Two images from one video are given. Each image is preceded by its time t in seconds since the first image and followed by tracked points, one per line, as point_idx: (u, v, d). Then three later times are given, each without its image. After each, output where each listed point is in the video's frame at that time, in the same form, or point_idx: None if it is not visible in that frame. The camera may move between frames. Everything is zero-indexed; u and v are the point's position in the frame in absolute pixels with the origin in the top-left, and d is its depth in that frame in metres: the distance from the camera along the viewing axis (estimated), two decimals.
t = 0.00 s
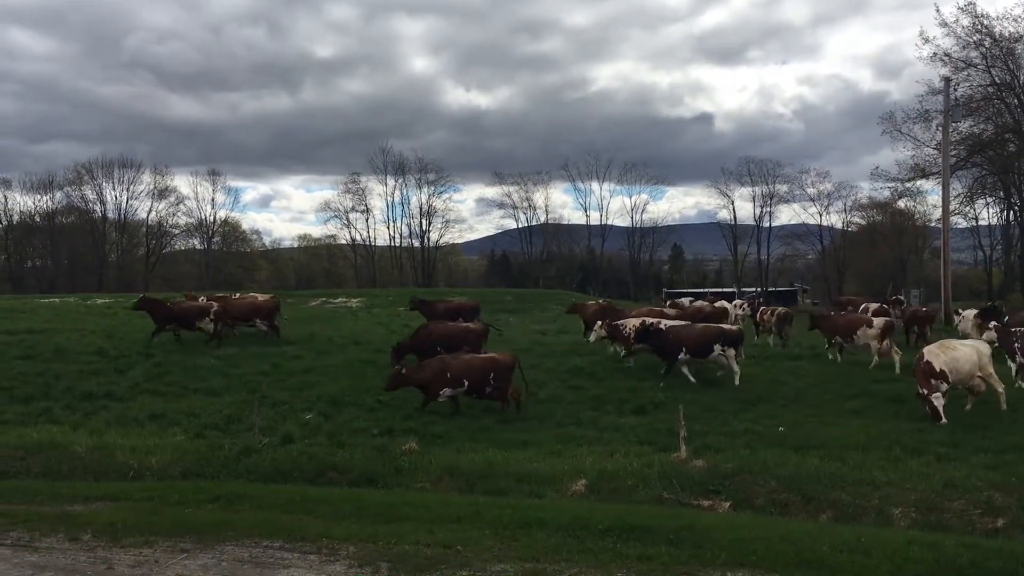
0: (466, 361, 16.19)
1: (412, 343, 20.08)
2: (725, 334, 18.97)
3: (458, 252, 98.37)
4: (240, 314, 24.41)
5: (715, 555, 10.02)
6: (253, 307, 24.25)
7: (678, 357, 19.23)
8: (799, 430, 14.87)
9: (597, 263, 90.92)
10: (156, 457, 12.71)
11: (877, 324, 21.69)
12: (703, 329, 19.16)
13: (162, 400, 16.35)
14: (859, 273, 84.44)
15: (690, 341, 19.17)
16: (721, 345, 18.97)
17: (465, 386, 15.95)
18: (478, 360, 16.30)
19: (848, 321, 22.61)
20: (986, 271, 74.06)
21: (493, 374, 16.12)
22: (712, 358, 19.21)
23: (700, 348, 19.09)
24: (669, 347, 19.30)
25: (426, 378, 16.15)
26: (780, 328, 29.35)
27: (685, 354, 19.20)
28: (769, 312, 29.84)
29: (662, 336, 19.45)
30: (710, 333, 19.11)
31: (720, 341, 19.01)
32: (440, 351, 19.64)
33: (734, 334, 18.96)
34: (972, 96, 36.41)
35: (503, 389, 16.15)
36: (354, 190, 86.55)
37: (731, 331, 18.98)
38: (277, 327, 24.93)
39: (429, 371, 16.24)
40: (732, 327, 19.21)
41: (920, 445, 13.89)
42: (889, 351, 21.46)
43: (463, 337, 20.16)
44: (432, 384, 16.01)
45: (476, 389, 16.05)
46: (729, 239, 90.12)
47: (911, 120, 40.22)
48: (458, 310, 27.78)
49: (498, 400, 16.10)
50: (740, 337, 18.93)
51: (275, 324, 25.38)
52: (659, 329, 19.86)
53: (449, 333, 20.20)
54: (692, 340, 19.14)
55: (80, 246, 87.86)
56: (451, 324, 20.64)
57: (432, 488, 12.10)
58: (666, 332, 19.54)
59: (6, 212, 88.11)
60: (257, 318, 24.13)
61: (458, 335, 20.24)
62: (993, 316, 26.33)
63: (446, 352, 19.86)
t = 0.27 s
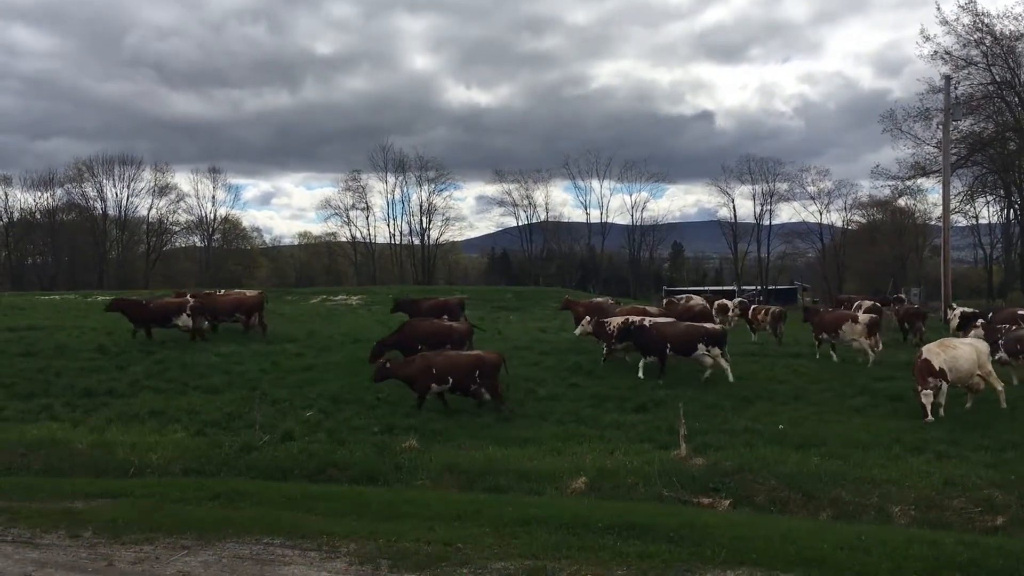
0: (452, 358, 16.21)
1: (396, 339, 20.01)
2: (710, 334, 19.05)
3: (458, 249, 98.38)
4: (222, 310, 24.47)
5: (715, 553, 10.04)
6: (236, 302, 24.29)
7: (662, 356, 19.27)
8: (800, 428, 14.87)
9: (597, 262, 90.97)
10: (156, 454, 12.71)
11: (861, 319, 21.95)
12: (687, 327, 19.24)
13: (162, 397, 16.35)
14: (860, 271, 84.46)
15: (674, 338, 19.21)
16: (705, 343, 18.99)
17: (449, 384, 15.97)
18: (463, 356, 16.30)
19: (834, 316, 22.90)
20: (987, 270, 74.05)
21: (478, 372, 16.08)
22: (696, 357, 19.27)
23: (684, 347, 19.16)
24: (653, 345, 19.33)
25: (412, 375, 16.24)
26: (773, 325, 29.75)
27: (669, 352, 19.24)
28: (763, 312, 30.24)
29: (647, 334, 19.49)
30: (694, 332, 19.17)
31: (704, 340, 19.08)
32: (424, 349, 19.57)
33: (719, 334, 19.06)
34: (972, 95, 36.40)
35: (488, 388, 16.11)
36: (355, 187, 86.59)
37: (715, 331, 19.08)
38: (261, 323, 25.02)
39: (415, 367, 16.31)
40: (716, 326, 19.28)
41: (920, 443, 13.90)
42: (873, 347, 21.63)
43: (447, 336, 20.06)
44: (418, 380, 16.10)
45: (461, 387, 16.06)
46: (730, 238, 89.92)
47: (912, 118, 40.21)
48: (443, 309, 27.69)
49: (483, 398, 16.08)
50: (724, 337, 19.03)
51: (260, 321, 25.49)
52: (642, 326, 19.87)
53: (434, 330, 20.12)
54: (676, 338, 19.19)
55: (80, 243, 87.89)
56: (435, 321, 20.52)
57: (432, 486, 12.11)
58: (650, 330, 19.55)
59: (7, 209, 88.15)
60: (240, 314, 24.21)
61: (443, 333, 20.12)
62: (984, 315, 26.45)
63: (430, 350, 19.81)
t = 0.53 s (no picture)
0: (441, 350, 16.25)
1: (384, 332, 20.06)
2: (694, 325, 19.11)
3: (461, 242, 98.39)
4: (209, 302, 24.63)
5: (716, 547, 10.06)
6: (222, 294, 24.45)
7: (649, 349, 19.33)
8: (802, 422, 14.86)
9: (599, 255, 90.98)
10: (159, 445, 12.73)
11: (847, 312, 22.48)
12: (673, 320, 19.29)
13: (164, 389, 16.37)
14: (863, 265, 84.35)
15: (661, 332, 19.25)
16: (691, 336, 19.06)
17: (436, 376, 15.98)
18: (452, 350, 16.34)
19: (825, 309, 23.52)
20: (990, 265, 73.88)
21: (465, 366, 16.06)
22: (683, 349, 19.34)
23: (670, 340, 19.20)
24: (641, 340, 19.32)
25: (399, 366, 16.23)
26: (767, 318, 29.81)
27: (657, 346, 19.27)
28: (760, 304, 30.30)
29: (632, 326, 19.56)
30: (679, 325, 19.24)
31: (689, 332, 19.13)
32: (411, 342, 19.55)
33: (703, 324, 19.09)
34: (978, 89, 36.25)
35: (475, 381, 16.05)
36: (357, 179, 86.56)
37: (699, 322, 19.12)
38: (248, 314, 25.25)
39: (404, 359, 16.35)
40: (701, 318, 19.32)
41: (923, 438, 13.88)
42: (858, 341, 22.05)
43: (434, 329, 20.03)
44: (406, 372, 16.13)
45: (448, 380, 16.06)
46: (733, 231, 89.90)
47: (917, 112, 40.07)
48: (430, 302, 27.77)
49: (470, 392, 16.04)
50: (710, 328, 19.04)
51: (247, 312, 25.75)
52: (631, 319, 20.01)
53: (421, 324, 20.13)
54: (662, 330, 19.25)
55: (83, 234, 87.92)
56: (422, 315, 20.51)
57: (434, 478, 12.12)
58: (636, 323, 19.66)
59: (10, 200, 88.19)
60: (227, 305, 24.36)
61: (430, 327, 20.11)
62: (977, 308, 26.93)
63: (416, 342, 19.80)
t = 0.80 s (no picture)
0: (435, 340, 16.19)
1: (379, 324, 20.02)
2: (688, 319, 19.17)
3: (469, 234, 98.55)
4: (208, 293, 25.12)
5: (723, 539, 10.08)
6: (221, 285, 24.89)
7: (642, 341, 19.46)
8: (809, 415, 14.84)
9: (607, 247, 90.93)
10: (168, 435, 12.80)
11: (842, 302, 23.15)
12: (669, 313, 19.36)
13: (173, 379, 16.45)
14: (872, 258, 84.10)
15: (656, 324, 19.33)
16: (684, 331, 19.13)
17: (429, 366, 15.97)
18: (447, 339, 16.27)
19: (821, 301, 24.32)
20: (1000, 258, 73.55)
21: (458, 356, 16.02)
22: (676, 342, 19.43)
23: (665, 333, 19.25)
24: (637, 332, 19.48)
25: (395, 356, 16.25)
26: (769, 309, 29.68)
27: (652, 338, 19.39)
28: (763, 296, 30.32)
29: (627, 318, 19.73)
30: (673, 319, 19.28)
31: (683, 326, 19.18)
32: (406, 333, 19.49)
33: (696, 320, 19.16)
34: (988, 81, 36.06)
35: (468, 371, 16.01)
36: (366, 171, 86.74)
37: (693, 316, 19.19)
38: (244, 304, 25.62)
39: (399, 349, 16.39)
40: (695, 313, 19.38)
41: (931, 431, 13.85)
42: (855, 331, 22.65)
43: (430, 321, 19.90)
44: (401, 362, 16.15)
45: (441, 370, 16.05)
46: (741, 224, 89.80)
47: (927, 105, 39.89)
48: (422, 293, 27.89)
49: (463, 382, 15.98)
50: (703, 324, 19.14)
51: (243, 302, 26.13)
52: (627, 311, 20.09)
53: (416, 314, 20.00)
54: (656, 324, 19.33)
55: (93, 225, 88.35)
56: (418, 304, 20.38)
57: (442, 469, 12.16)
58: (631, 315, 19.79)
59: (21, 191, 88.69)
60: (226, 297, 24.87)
61: (426, 318, 20.00)
62: (969, 302, 27.98)
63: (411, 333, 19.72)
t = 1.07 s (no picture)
0: (434, 330, 16.26)
1: (379, 314, 20.10)
2: (687, 311, 18.99)
3: (480, 226, 98.68)
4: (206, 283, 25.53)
5: (735, 532, 10.06)
6: (219, 277, 25.10)
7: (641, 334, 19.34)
8: (822, 408, 14.79)
9: (619, 240, 90.97)
10: (181, 425, 12.85)
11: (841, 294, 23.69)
12: (666, 305, 19.29)
13: (186, 369, 16.52)
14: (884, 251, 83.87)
15: (655, 316, 19.21)
16: (684, 322, 19.00)
17: (428, 356, 16.01)
18: (446, 330, 16.33)
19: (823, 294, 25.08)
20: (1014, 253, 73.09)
21: (457, 347, 16.08)
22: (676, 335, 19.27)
23: (663, 325, 19.10)
24: (633, 326, 19.39)
25: (394, 346, 16.31)
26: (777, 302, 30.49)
27: (648, 330, 19.23)
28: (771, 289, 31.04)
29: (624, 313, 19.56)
30: (672, 310, 19.15)
31: (682, 318, 19.06)
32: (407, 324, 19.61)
33: (696, 311, 19.01)
34: (1005, 73, 35.72)
35: (466, 363, 16.07)
36: (377, 163, 86.88)
37: (693, 308, 19.04)
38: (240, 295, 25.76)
39: (398, 339, 16.42)
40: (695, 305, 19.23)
41: (944, 426, 13.77)
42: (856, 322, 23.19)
43: (430, 312, 20.10)
44: (400, 352, 16.20)
45: (439, 360, 16.08)
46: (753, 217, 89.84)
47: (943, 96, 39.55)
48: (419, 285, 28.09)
49: (461, 374, 16.02)
50: (703, 315, 18.98)
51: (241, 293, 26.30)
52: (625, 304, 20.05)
53: (416, 305, 20.14)
54: (654, 317, 19.17)
55: (106, 216, 88.84)
56: (417, 296, 20.51)
57: (453, 461, 12.15)
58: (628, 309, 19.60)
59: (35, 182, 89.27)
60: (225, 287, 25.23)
61: (426, 310, 20.15)
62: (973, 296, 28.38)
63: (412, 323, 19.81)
